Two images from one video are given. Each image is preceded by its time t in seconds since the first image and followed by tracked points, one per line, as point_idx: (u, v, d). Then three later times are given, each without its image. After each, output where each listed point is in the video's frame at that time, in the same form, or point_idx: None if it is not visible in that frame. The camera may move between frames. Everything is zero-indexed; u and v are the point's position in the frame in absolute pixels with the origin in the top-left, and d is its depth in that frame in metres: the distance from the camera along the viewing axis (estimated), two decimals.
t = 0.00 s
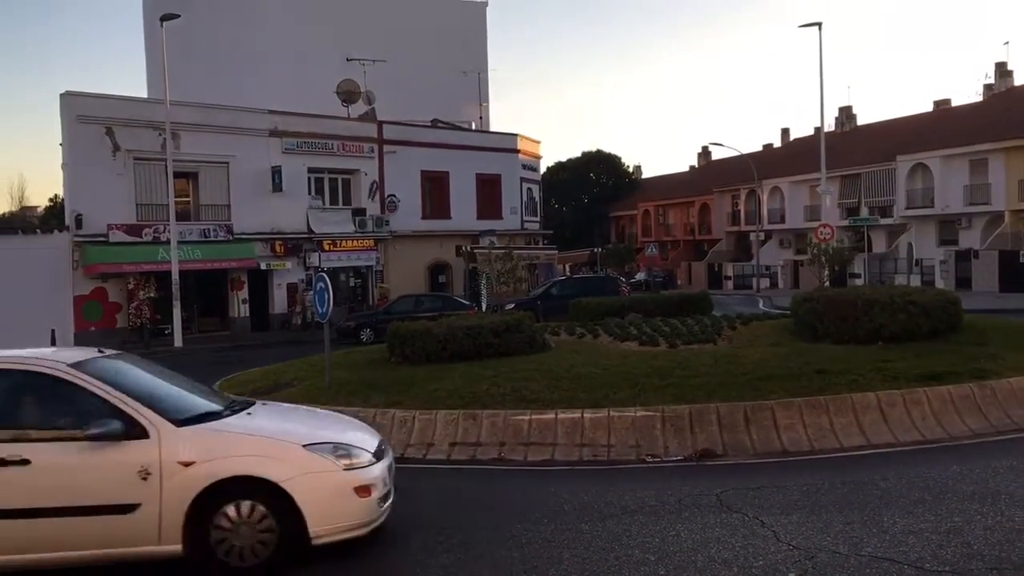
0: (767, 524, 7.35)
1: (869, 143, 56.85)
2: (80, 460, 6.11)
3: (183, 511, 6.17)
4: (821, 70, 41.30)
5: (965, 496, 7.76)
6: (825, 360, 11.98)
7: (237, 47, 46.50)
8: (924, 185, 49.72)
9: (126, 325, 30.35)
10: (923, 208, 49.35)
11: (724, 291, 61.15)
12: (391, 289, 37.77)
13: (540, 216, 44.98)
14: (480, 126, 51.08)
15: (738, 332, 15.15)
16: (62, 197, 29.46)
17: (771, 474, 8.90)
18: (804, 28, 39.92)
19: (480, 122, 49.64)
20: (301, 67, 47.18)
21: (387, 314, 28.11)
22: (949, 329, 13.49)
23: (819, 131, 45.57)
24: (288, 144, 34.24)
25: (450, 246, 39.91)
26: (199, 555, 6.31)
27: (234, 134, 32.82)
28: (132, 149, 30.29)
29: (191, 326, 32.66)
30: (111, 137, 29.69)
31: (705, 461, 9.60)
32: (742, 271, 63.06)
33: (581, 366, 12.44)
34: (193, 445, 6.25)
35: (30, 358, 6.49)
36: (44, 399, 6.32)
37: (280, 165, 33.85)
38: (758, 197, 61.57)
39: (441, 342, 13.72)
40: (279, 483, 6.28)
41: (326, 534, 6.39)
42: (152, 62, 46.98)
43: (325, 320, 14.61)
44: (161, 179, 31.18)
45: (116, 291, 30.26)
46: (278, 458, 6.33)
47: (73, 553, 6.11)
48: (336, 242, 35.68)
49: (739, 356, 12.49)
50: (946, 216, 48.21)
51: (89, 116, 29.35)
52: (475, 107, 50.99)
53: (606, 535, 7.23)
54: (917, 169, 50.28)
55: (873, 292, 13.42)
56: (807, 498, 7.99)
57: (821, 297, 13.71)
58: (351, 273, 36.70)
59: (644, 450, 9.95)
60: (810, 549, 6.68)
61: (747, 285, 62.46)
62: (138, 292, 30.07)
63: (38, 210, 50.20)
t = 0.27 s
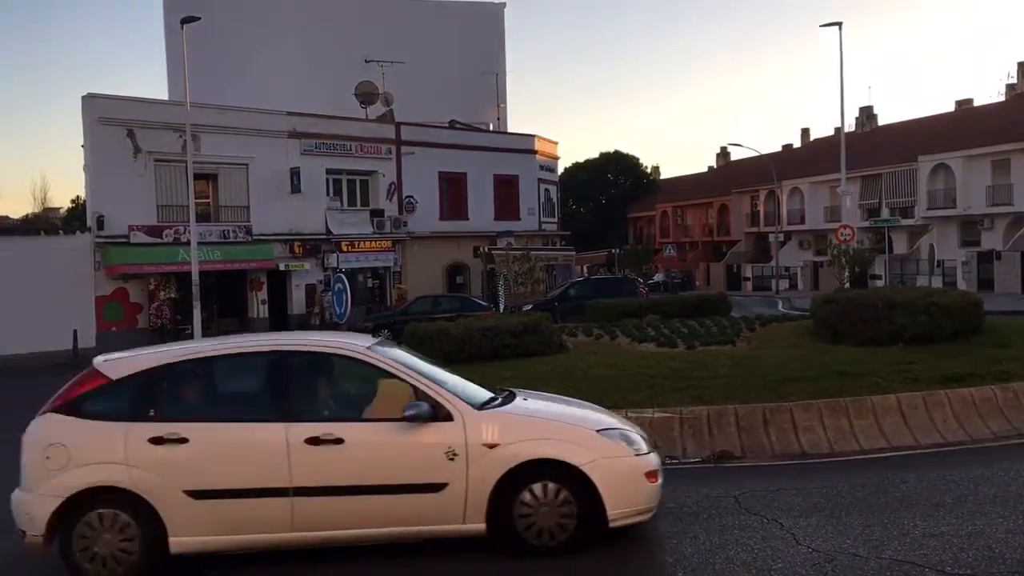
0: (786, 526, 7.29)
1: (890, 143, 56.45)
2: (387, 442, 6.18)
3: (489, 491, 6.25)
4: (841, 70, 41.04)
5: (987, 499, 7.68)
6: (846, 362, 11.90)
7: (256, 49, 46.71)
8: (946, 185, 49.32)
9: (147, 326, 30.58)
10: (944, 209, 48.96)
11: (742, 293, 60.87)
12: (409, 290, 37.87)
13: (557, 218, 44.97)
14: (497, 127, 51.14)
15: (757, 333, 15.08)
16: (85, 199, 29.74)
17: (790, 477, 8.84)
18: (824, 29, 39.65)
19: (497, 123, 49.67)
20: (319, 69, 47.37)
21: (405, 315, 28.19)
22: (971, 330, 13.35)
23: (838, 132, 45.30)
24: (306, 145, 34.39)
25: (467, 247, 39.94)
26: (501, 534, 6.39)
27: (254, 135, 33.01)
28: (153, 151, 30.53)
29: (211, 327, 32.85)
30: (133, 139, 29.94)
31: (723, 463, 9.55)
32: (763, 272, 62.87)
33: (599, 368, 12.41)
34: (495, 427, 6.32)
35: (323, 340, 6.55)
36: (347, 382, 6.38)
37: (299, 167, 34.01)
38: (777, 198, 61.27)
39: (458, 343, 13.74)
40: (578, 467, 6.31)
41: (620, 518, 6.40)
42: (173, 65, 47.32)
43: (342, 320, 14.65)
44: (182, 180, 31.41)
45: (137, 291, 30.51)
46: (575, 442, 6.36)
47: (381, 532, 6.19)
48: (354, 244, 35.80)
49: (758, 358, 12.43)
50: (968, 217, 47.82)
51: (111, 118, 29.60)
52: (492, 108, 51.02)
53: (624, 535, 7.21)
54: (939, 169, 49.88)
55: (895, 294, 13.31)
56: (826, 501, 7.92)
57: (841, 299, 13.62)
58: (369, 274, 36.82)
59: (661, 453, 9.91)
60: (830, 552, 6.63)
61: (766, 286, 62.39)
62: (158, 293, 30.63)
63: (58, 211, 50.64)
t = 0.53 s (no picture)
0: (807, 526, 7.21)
1: (913, 141, 55.87)
2: (682, 425, 6.34)
3: (779, 474, 6.42)
4: (864, 67, 40.71)
5: (1012, 499, 7.56)
6: (868, 362, 11.75)
7: (277, 48, 46.96)
8: (970, 184, 48.77)
9: (169, 324, 30.87)
10: (968, 207, 48.45)
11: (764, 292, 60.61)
12: (429, 289, 37.92)
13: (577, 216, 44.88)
14: (517, 126, 51.14)
15: (779, 332, 14.97)
16: (108, 198, 30.00)
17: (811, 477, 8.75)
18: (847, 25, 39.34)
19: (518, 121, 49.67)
20: (340, 68, 47.51)
21: (425, 313, 28.24)
22: (995, 329, 13.18)
23: (861, 129, 44.91)
24: (327, 144, 34.53)
25: (487, 245, 39.96)
26: (787, 515, 6.57)
27: (274, 134, 33.16)
28: (175, 150, 30.74)
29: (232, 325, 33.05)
30: (155, 138, 30.14)
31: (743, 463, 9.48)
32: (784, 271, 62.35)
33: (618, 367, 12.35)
34: (784, 411, 6.45)
35: (606, 322, 6.71)
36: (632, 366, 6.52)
37: (319, 166, 34.15)
38: (799, 196, 60.87)
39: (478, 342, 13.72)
40: (867, 449, 6.45)
41: (904, 500, 6.53)
42: (195, 65, 47.65)
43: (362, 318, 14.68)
44: (203, 179, 31.60)
45: (158, 289, 30.78)
46: (859, 425, 6.48)
47: (675, 512, 6.37)
48: (374, 242, 35.89)
49: (779, 358, 12.30)
50: (993, 215, 47.26)
51: (133, 117, 29.84)
52: (512, 106, 51.04)
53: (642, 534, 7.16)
54: (963, 167, 49.32)
55: (918, 292, 13.16)
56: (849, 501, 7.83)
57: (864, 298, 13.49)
58: (388, 272, 36.92)
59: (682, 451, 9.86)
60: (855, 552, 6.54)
61: (788, 286, 61.88)
62: (180, 291, 30.84)
63: (83, 210, 51.20)
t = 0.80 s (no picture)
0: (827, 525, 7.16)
1: (936, 137, 55.36)
2: (962, 408, 6.75)
3: None
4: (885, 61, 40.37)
5: None
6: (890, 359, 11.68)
7: (296, 44, 47.11)
8: (993, 180, 48.30)
9: (190, 318, 31.05)
10: (991, 204, 47.99)
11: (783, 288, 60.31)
12: (447, 284, 37.98)
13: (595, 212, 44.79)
14: (536, 122, 51.13)
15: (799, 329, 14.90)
16: (128, 193, 30.21)
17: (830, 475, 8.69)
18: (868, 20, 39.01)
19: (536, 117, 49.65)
20: (358, 63, 47.59)
21: (443, 309, 28.30)
22: (1017, 327, 13.08)
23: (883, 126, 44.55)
24: (345, 140, 34.63)
25: (505, 241, 39.94)
26: None
27: (294, 130, 33.30)
28: (195, 146, 30.93)
29: (251, 320, 33.21)
30: (175, 134, 30.35)
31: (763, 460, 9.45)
32: (804, 267, 62.79)
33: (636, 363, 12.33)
34: None
35: (877, 310, 7.07)
36: (899, 349, 6.92)
37: (338, 161, 34.26)
38: (819, 192, 60.51)
39: (496, 337, 13.74)
40: None
41: None
42: (214, 61, 47.86)
43: (380, 314, 14.70)
44: (223, 175, 31.79)
45: (179, 284, 30.94)
46: None
47: (948, 493, 6.80)
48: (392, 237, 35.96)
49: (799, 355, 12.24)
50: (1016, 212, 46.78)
51: (154, 113, 30.05)
52: (531, 101, 51.10)
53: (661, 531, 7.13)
54: (986, 163, 48.87)
55: (939, 289, 13.08)
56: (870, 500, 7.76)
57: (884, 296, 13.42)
58: (407, 268, 36.96)
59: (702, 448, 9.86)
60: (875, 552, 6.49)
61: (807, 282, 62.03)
62: (200, 285, 30.99)
63: (104, 205, 51.60)
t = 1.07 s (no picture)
0: (843, 523, 7.13)
1: (954, 133, 54.91)
2: None
3: None
4: (904, 57, 40.04)
5: None
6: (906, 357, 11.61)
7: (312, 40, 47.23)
8: (1013, 177, 47.88)
9: (206, 313, 31.19)
10: (1010, 201, 47.57)
11: (799, 285, 60.03)
12: (461, 280, 38.01)
13: (610, 208, 44.72)
14: (551, 118, 51.01)
15: (815, 326, 14.83)
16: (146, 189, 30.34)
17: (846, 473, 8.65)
18: (887, 16, 38.72)
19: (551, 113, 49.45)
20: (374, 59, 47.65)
21: (458, 305, 28.33)
22: None
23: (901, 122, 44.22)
24: (361, 135, 34.68)
25: (519, 238, 39.93)
26: None
27: (309, 126, 33.38)
28: (211, 142, 31.06)
29: (265, 315, 33.34)
30: (192, 130, 30.47)
31: (779, 457, 9.42)
32: (820, 264, 61.60)
33: (650, 360, 12.32)
34: None
35: None
36: None
37: (353, 157, 34.34)
38: (836, 189, 60.17)
39: (510, 333, 13.73)
40: None
41: None
42: (231, 57, 48.01)
43: (395, 309, 14.72)
44: (239, 171, 31.90)
45: (196, 279, 31.10)
46: None
47: None
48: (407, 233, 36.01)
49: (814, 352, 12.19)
50: None
51: (171, 108, 30.18)
52: (546, 97, 50.87)
53: (677, 529, 7.12)
54: (1005, 160, 48.52)
55: (957, 287, 13.00)
56: (887, 498, 7.73)
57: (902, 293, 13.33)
58: (421, 264, 37.01)
59: (715, 445, 9.84)
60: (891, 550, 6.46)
61: (823, 279, 61.11)
62: (216, 281, 31.11)
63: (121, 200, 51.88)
